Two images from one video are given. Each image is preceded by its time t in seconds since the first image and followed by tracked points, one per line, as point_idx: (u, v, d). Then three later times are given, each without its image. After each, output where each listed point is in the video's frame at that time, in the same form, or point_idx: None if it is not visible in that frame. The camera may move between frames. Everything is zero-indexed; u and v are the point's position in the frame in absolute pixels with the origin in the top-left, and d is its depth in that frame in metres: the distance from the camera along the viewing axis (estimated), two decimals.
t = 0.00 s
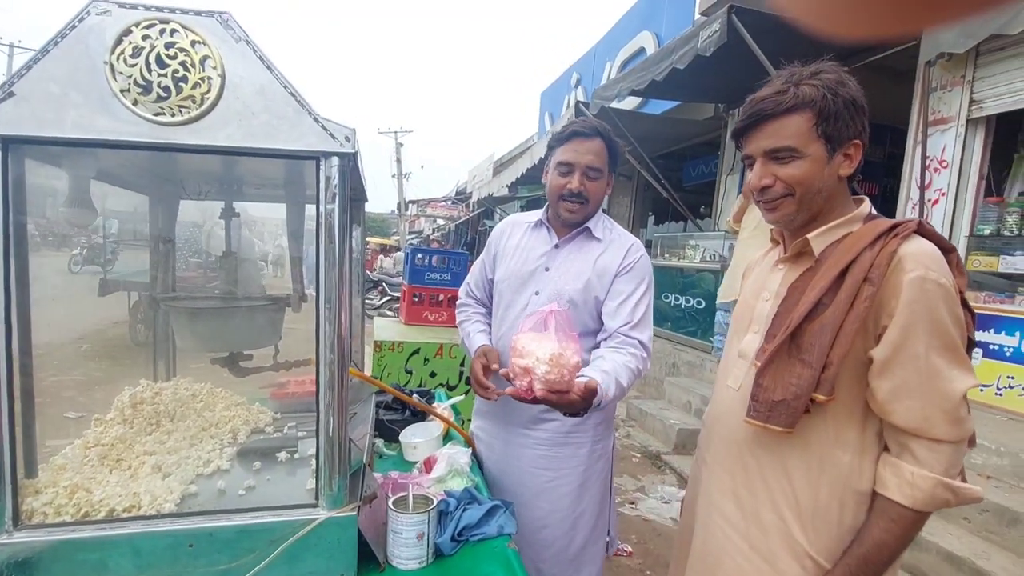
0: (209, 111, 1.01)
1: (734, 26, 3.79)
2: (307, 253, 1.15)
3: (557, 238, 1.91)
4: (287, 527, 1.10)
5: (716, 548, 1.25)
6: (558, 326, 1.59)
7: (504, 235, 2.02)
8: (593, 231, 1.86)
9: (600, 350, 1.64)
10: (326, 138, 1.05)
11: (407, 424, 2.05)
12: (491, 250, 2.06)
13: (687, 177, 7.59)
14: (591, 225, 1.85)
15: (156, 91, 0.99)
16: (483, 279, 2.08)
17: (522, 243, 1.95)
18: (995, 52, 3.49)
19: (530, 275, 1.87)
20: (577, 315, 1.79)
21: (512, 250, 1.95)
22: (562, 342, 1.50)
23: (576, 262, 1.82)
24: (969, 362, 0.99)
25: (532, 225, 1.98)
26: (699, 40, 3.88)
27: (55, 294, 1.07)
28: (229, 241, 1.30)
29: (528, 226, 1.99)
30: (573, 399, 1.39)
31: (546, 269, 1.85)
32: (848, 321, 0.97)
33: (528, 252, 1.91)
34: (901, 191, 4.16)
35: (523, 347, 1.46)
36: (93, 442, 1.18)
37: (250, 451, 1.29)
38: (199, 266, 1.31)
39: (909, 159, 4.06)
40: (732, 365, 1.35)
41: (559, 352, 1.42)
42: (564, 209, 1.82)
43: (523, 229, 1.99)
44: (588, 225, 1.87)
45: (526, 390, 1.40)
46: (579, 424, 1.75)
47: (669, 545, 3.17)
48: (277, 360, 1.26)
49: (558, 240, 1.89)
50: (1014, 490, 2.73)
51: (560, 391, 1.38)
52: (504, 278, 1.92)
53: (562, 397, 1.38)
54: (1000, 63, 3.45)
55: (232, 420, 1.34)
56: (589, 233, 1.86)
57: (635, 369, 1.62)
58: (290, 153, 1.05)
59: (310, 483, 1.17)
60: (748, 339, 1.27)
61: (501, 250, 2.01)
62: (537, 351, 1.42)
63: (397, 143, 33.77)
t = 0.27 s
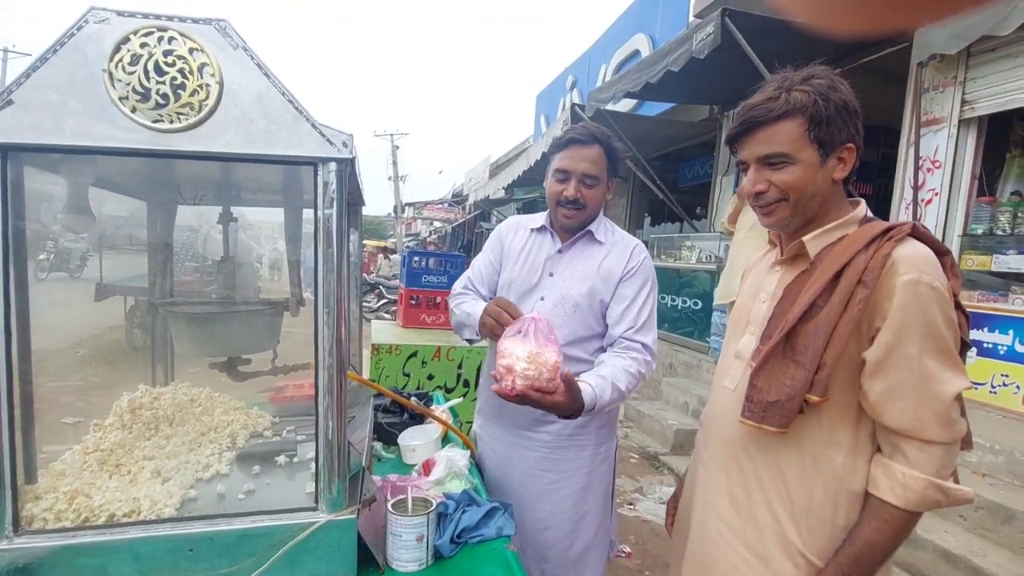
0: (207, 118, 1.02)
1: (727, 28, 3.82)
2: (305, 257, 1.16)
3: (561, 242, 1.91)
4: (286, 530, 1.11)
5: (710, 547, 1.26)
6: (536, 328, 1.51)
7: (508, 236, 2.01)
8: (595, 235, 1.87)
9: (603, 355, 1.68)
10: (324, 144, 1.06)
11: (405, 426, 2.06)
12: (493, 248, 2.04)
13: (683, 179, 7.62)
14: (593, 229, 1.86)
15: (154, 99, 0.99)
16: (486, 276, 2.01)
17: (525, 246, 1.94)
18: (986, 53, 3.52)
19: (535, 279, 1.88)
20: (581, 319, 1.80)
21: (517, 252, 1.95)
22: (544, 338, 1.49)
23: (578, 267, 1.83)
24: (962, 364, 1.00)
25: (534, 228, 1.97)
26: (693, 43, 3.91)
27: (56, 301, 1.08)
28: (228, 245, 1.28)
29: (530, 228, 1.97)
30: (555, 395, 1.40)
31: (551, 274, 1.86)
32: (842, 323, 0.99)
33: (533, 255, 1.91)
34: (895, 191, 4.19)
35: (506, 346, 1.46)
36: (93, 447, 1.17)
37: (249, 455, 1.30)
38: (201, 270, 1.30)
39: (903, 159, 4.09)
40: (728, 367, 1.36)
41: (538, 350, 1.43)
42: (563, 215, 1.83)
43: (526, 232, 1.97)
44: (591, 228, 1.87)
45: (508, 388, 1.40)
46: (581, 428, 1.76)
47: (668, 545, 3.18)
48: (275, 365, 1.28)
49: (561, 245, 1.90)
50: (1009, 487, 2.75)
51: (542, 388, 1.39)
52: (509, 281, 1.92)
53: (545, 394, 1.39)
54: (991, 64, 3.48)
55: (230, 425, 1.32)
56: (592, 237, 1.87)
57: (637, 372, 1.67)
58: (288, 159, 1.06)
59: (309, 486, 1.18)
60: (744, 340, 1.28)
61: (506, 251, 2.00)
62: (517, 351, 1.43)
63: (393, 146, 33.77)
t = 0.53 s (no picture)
0: (209, 122, 1.03)
1: (724, 29, 3.83)
2: (307, 259, 1.17)
3: (572, 246, 1.89)
4: (288, 531, 1.12)
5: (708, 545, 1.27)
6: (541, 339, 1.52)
7: (519, 235, 1.99)
8: (608, 240, 1.86)
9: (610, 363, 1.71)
10: (325, 147, 1.07)
11: (405, 428, 2.07)
12: (502, 247, 2.02)
13: (681, 179, 7.63)
14: (605, 234, 1.85)
15: (157, 103, 1.00)
16: (495, 272, 2.00)
17: (536, 245, 1.93)
18: (982, 53, 3.54)
19: (544, 282, 1.88)
20: (592, 325, 1.81)
21: (528, 253, 1.94)
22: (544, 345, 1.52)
23: (589, 273, 1.83)
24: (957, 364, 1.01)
25: (544, 230, 1.95)
26: (690, 44, 3.92)
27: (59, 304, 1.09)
28: (227, 248, 1.29)
29: (541, 230, 1.95)
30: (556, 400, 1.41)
31: (561, 278, 1.86)
32: (840, 322, 1.00)
33: (544, 257, 1.90)
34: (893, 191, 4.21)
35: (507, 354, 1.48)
36: (96, 449, 1.18)
37: (251, 456, 1.30)
38: (200, 274, 1.31)
39: (900, 159, 4.11)
40: (726, 366, 1.36)
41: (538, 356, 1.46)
42: (573, 224, 1.83)
43: (537, 231, 1.96)
44: (603, 234, 1.86)
45: (509, 396, 1.40)
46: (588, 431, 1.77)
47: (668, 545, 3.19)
48: (276, 365, 1.28)
49: (573, 248, 1.89)
50: (1007, 485, 2.76)
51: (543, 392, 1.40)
52: (518, 283, 1.92)
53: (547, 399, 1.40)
54: (987, 64, 3.50)
55: (232, 426, 1.33)
56: (604, 242, 1.86)
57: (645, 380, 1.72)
58: (289, 162, 1.07)
59: (311, 487, 1.18)
60: (741, 340, 1.29)
61: (516, 251, 1.98)
62: (515, 359, 1.45)
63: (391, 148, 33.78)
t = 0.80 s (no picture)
0: (208, 125, 1.03)
1: (722, 31, 3.84)
2: (305, 261, 1.17)
3: (577, 250, 1.89)
4: (287, 532, 1.12)
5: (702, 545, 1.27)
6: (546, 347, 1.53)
7: (523, 237, 1.99)
8: (613, 247, 1.86)
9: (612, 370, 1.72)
10: (324, 149, 1.07)
11: (405, 429, 2.07)
12: (506, 247, 2.01)
13: (680, 181, 7.64)
14: (611, 240, 1.86)
15: (156, 105, 1.01)
16: (498, 274, 2.00)
17: (541, 248, 1.93)
18: (979, 54, 3.55)
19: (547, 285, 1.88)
20: (594, 331, 1.82)
21: (533, 255, 1.93)
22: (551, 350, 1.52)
23: (593, 279, 1.83)
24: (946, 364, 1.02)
25: (550, 232, 1.94)
26: (689, 46, 3.93)
27: (55, 307, 1.09)
28: (227, 250, 1.32)
29: (547, 232, 1.95)
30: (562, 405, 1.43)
31: (565, 282, 1.86)
32: (829, 323, 1.00)
33: (548, 260, 1.90)
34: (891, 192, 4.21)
35: (519, 356, 1.48)
36: (95, 450, 1.18)
37: (250, 458, 1.31)
38: (198, 276, 1.33)
39: (898, 160, 4.11)
40: (718, 368, 1.37)
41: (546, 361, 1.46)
42: (579, 232, 1.83)
43: (542, 234, 1.96)
44: (609, 241, 1.86)
45: (518, 398, 1.41)
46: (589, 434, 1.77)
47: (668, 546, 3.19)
48: (276, 367, 1.28)
49: (577, 253, 1.89)
50: (1006, 486, 2.76)
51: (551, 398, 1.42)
52: (521, 285, 1.92)
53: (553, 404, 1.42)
54: (985, 65, 3.51)
55: (232, 428, 1.34)
56: (610, 249, 1.86)
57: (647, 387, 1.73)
58: (288, 164, 1.07)
59: (311, 488, 1.19)
60: (734, 340, 1.30)
61: (521, 253, 1.98)
62: (528, 363, 1.46)
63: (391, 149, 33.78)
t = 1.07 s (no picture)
0: (204, 125, 1.03)
1: (720, 32, 3.85)
2: (302, 262, 1.17)
3: (574, 251, 1.89)
4: (284, 532, 1.12)
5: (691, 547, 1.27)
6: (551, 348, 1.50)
7: (519, 238, 1.98)
8: (610, 248, 1.87)
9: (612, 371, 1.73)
10: (321, 149, 1.08)
11: (404, 429, 2.06)
12: (502, 249, 2.00)
13: (678, 182, 7.65)
14: (608, 241, 1.86)
15: (152, 105, 1.01)
16: (495, 276, 1.99)
17: (537, 249, 1.92)
18: (977, 56, 3.56)
19: (544, 287, 1.88)
20: (593, 331, 1.82)
21: (530, 256, 1.92)
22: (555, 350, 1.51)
23: (591, 279, 1.84)
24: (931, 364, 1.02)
25: (546, 234, 1.94)
26: (687, 47, 3.94)
27: (55, 306, 1.09)
28: (224, 251, 1.33)
29: (543, 234, 1.95)
30: (565, 404, 1.42)
31: (563, 283, 1.86)
32: (814, 324, 1.00)
33: (545, 261, 1.89)
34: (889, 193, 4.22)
35: (523, 358, 1.46)
36: (92, 451, 1.18)
37: (247, 459, 1.30)
38: (194, 277, 1.33)
39: (897, 161, 4.11)
40: (706, 371, 1.36)
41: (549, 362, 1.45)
42: (578, 232, 1.82)
43: (538, 235, 1.95)
44: (606, 242, 1.87)
45: (523, 400, 1.39)
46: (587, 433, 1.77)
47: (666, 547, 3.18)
48: (273, 368, 1.30)
49: (574, 253, 1.89)
50: (1005, 486, 2.76)
51: (554, 397, 1.40)
52: (518, 287, 1.91)
53: (556, 403, 1.41)
54: (983, 67, 3.52)
55: (229, 429, 1.33)
56: (607, 249, 1.87)
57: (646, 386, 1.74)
58: (285, 164, 1.07)
59: (308, 488, 1.19)
60: (720, 342, 1.30)
61: (517, 254, 1.97)
62: (531, 364, 1.44)
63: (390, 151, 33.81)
